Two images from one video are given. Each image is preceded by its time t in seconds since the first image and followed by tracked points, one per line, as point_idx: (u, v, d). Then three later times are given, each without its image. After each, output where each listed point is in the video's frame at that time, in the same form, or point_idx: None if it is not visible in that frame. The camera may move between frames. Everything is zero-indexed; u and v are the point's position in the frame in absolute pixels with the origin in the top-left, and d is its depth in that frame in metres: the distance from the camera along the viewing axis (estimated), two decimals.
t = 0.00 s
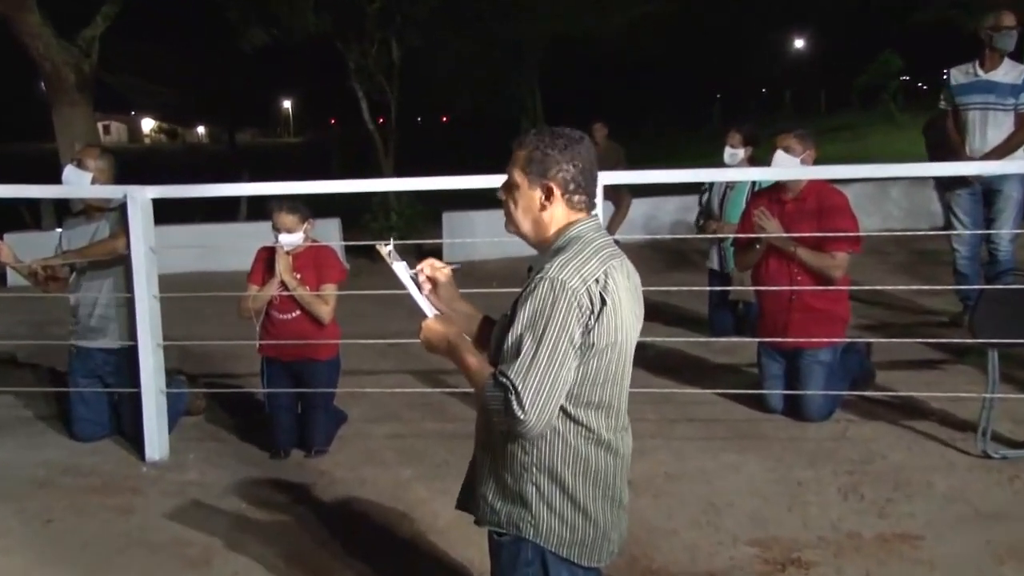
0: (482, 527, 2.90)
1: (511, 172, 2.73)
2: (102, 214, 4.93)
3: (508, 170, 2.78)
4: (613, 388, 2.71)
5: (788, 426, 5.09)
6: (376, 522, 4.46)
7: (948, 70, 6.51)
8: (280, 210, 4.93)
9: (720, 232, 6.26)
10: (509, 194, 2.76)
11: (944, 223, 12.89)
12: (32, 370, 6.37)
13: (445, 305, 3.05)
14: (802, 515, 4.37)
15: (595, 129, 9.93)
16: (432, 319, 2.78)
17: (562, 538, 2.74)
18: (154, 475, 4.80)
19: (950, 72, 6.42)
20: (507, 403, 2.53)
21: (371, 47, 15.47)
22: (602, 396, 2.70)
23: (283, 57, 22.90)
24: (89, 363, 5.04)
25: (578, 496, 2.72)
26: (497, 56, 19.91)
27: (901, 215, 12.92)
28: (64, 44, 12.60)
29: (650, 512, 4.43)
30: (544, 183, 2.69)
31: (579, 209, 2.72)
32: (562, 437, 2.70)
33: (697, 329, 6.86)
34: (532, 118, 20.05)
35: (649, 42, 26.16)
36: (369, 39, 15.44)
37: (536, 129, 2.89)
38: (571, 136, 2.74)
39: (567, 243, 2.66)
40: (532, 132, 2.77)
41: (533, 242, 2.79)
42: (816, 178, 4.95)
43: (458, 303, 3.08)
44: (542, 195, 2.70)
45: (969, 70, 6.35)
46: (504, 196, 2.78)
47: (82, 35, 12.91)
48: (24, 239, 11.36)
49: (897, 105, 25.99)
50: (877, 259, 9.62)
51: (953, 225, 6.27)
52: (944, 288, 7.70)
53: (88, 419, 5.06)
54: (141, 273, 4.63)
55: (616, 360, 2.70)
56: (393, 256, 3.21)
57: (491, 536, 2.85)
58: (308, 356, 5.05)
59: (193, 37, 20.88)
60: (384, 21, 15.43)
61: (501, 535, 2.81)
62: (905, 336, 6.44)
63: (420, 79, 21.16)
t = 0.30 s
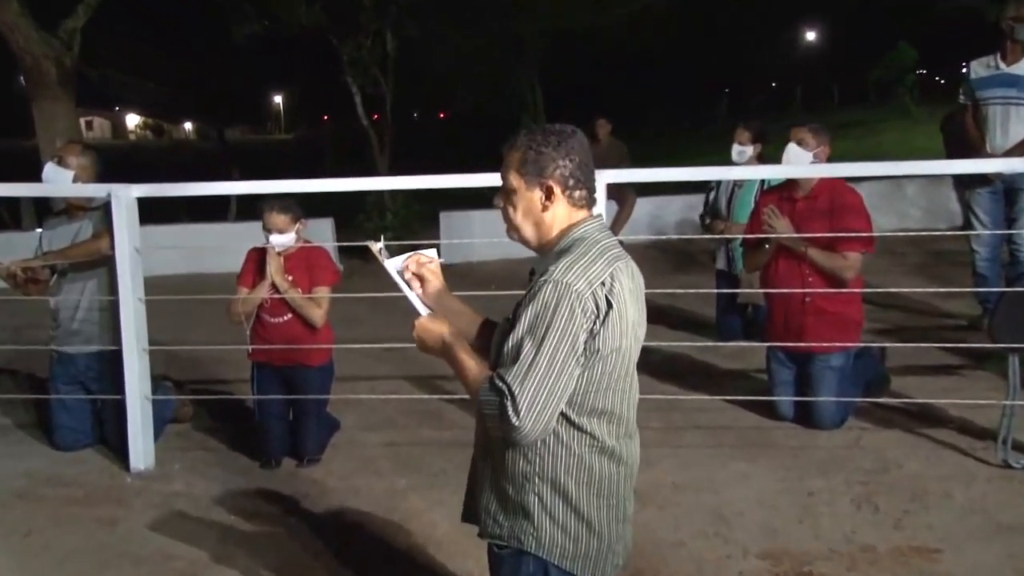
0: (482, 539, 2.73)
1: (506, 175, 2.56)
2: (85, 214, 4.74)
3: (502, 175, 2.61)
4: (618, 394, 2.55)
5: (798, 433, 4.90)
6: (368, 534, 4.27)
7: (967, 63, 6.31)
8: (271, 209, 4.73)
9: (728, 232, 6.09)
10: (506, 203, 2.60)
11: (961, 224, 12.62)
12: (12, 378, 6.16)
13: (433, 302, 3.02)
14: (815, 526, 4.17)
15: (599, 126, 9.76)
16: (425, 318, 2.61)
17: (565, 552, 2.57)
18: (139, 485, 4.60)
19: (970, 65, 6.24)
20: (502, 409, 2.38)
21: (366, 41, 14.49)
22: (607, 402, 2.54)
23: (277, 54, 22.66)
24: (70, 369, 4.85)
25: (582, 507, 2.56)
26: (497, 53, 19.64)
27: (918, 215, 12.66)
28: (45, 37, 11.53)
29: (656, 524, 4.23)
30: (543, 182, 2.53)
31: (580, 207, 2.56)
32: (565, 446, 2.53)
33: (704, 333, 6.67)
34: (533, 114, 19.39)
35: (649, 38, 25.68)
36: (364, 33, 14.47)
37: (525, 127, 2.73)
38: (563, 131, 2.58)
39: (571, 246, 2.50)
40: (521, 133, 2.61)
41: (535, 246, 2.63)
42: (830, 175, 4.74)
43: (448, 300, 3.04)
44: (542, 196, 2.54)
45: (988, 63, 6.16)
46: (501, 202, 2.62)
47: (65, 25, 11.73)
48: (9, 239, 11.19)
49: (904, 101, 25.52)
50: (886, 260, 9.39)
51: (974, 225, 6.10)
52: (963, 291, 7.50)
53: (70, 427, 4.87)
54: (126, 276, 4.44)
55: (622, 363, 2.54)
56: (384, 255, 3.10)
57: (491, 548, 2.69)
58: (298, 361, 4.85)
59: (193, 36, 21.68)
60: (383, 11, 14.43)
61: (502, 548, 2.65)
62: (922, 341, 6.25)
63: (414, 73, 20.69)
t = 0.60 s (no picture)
0: (480, 553, 2.62)
1: (507, 171, 2.46)
2: (68, 213, 4.56)
3: (502, 172, 2.51)
4: (623, 401, 2.45)
5: (811, 442, 4.70)
6: (362, 546, 4.08)
7: (987, 55, 6.13)
8: (261, 208, 4.53)
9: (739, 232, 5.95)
10: (507, 200, 2.49)
11: (982, 223, 12.32)
12: None
13: (431, 305, 2.86)
14: (830, 539, 3.98)
15: (602, 122, 9.55)
16: (426, 320, 2.49)
17: (567, 565, 2.47)
18: (123, 496, 4.41)
19: (990, 58, 6.06)
20: (505, 416, 2.28)
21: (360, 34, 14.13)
22: (612, 408, 2.44)
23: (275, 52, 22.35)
24: (53, 375, 4.67)
25: (586, 519, 2.45)
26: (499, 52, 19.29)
27: (936, 215, 12.34)
28: (23, 28, 11.23)
29: (662, 536, 4.04)
30: (545, 180, 2.42)
31: (584, 205, 2.46)
32: (569, 455, 2.43)
33: (712, 337, 6.50)
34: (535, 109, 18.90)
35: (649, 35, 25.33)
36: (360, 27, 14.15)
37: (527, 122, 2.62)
38: (566, 127, 2.48)
39: (575, 245, 2.40)
40: (522, 128, 2.51)
41: (535, 246, 2.52)
42: (844, 172, 4.56)
43: (449, 304, 2.88)
44: (544, 194, 2.44)
45: (1009, 56, 5.98)
46: (501, 200, 2.51)
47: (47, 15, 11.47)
48: None
49: (911, 98, 25.19)
50: (896, 262, 9.17)
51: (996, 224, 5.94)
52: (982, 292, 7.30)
53: (53, 435, 4.69)
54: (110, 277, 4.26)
55: (627, 369, 2.44)
56: (381, 255, 2.95)
57: (490, 562, 2.58)
58: (291, 366, 4.65)
59: (192, 37, 21.43)
60: (377, 5, 14.06)
61: (501, 562, 2.54)
62: (940, 345, 6.07)
63: (411, 71, 20.35)
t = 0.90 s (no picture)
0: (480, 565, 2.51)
1: (508, 167, 2.35)
2: (50, 212, 4.37)
3: (502, 168, 2.39)
4: (628, 407, 2.34)
5: (824, 451, 4.51)
6: (353, 559, 3.89)
7: (1008, 48, 5.93)
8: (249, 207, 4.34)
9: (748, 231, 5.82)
10: (506, 197, 2.37)
11: (1003, 222, 12.07)
12: None
13: (428, 309, 2.65)
14: (845, 552, 3.79)
15: (608, 117, 9.37)
16: (424, 325, 2.39)
17: None
18: (106, 507, 4.22)
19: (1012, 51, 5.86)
20: (507, 424, 2.18)
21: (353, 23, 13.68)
22: (617, 414, 2.33)
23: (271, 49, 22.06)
24: (33, 380, 4.48)
25: (589, 529, 2.34)
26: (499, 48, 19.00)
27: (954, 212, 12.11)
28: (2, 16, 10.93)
29: (669, 549, 3.85)
30: (546, 178, 2.31)
31: (587, 205, 2.34)
32: (572, 463, 2.32)
33: (720, 341, 6.32)
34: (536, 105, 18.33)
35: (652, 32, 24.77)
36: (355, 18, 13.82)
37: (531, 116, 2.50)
38: (573, 124, 2.36)
39: (577, 245, 2.29)
40: (526, 123, 2.39)
41: (536, 246, 2.41)
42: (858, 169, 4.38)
43: (446, 310, 2.68)
44: (545, 192, 2.32)
45: None
46: (500, 197, 2.39)
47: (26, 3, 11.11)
48: None
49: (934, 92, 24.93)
50: (907, 264, 8.96)
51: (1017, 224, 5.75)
52: (1000, 295, 7.10)
53: (33, 443, 4.51)
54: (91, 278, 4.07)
55: (631, 374, 2.33)
56: (375, 258, 2.77)
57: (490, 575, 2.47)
58: (283, 371, 4.47)
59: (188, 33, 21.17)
60: None
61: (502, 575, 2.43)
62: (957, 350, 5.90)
63: (410, 69, 19.71)
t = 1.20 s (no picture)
0: None
1: (512, 155, 2.21)
2: (30, 211, 4.21)
3: (505, 164, 2.25)
4: (632, 411, 2.19)
5: (839, 460, 4.33)
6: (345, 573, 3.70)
7: None
8: (238, 206, 4.16)
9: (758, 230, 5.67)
10: (504, 193, 2.22)
11: None
12: None
13: (422, 314, 2.50)
14: (862, 565, 3.61)
15: (613, 111, 9.18)
16: (419, 330, 2.22)
17: None
18: (89, 518, 4.04)
19: None
20: (504, 431, 2.03)
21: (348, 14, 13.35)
22: (619, 420, 2.18)
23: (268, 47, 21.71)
24: (13, 386, 4.31)
25: (592, 541, 2.19)
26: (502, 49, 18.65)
27: (971, 210, 11.93)
28: None
29: (676, 562, 3.66)
30: (548, 175, 2.16)
31: (587, 209, 2.20)
32: (572, 473, 2.17)
33: (727, 344, 6.17)
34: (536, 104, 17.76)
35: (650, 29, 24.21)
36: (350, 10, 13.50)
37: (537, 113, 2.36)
38: (589, 124, 2.21)
39: (577, 245, 2.15)
40: (542, 113, 2.25)
41: (533, 245, 2.27)
42: (873, 167, 4.20)
43: (442, 315, 2.51)
44: (545, 188, 2.17)
45: None
46: (499, 185, 2.24)
47: None
48: None
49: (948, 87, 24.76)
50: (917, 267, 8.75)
51: None
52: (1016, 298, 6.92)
53: (12, 451, 4.33)
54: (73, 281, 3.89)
55: (635, 378, 2.18)
56: (369, 258, 2.60)
57: None
58: (272, 376, 4.28)
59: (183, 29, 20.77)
60: None
61: None
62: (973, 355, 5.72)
63: (408, 66, 19.18)
